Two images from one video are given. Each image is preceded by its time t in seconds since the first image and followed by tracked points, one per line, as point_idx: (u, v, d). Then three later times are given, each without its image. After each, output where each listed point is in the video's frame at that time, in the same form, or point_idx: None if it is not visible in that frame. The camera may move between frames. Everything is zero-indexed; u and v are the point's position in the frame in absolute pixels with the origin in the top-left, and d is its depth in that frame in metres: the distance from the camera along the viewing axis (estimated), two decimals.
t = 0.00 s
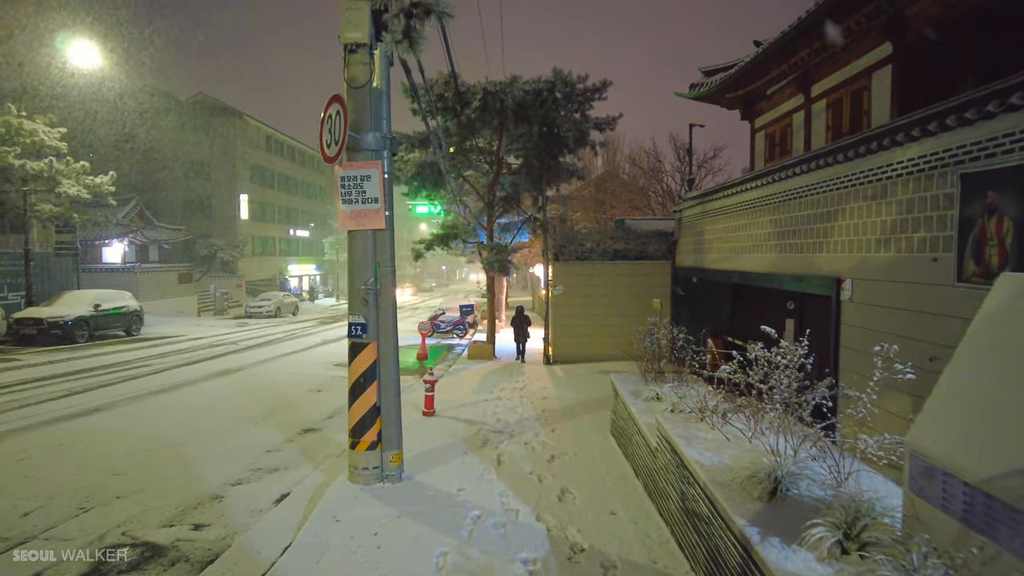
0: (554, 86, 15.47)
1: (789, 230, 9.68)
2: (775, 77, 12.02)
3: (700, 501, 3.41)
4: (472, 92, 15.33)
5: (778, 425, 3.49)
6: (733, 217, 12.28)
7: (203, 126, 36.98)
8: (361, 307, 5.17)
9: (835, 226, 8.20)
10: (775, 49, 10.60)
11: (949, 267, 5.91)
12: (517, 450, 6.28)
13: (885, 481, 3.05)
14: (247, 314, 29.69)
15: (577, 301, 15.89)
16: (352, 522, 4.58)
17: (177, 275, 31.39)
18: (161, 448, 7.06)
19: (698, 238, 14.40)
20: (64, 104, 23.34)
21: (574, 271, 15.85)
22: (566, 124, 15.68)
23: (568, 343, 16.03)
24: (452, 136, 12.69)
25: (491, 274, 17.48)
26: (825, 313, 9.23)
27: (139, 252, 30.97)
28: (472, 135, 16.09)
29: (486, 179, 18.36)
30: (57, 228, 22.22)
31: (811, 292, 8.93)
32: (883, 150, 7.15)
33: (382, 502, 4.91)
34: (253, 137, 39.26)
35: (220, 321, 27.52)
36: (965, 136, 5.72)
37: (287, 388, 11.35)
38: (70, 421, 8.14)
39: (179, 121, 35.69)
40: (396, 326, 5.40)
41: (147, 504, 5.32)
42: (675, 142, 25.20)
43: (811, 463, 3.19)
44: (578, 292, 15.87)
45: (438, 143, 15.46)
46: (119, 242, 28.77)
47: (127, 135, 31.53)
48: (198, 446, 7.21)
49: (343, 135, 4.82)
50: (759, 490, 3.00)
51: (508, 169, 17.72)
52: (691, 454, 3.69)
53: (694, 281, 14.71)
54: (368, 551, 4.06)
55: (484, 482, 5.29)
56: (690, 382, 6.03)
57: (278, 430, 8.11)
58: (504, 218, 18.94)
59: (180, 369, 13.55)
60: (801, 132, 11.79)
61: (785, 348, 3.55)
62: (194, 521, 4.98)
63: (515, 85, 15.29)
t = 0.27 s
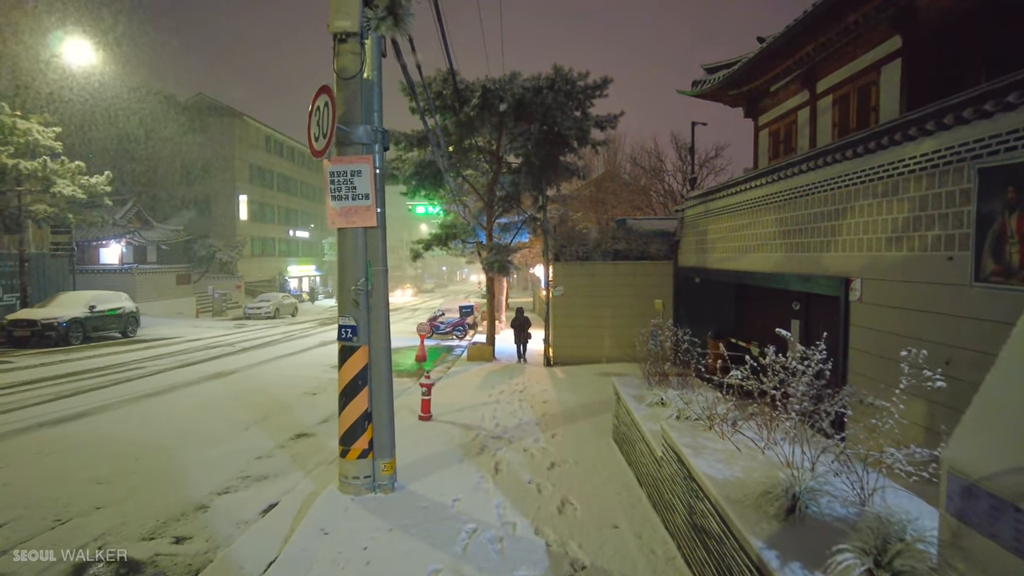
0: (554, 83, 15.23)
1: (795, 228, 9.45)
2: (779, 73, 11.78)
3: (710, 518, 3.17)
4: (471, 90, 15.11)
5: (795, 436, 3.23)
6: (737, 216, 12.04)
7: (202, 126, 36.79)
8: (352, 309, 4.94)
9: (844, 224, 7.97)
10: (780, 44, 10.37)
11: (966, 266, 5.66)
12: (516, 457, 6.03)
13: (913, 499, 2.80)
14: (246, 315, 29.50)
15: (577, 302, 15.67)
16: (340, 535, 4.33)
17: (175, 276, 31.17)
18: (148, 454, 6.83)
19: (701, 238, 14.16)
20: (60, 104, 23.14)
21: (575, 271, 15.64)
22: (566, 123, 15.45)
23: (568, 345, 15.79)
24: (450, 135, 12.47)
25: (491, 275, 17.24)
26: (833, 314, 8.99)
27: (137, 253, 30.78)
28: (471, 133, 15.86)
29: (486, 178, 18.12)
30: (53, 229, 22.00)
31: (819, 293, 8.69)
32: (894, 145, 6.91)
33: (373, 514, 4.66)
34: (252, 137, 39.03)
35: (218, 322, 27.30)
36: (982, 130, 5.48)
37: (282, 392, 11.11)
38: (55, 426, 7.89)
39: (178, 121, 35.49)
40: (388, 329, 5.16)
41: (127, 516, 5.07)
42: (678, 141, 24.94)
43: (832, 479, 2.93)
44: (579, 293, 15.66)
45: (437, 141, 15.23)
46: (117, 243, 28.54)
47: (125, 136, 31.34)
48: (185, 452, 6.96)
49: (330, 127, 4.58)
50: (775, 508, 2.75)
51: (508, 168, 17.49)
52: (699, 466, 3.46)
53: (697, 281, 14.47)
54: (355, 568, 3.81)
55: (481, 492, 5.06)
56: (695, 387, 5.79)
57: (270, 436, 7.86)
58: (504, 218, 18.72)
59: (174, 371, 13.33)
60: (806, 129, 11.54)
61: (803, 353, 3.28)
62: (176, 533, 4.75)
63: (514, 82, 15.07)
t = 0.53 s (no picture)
0: (555, 79, 14.97)
1: (803, 226, 9.20)
2: (786, 67, 11.51)
3: (727, 534, 2.92)
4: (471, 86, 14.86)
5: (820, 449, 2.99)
6: (742, 214, 11.78)
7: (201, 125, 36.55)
8: (343, 307, 4.68)
9: (856, 221, 7.71)
10: (787, 36, 10.11)
11: (988, 263, 5.40)
12: (516, 463, 5.77)
13: (953, 517, 2.54)
14: (244, 316, 29.25)
15: (579, 302, 15.42)
16: (330, 547, 4.07)
17: (173, 276, 30.92)
18: (135, 459, 6.59)
19: (705, 236, 13.92)
20: (56, 102, 22.90)
21: (576, 271, 15.40)
22: (567, 119, 15.15)
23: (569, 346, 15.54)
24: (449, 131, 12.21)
25: (491, 274, 16.99)
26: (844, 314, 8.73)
27: (134, 252, 30.51)
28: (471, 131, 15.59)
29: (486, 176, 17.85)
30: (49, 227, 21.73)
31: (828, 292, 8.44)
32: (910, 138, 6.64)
33: (366, 524, 4.41)
34: (251, 136, 38.75)
35: (216, 323, 27.05)
36: (1005, 120, 5.21)
37: (278, 393, 10.86)
38: (41, 429, 7.63)
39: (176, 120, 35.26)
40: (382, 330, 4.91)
41: (106, 527, 4.80)
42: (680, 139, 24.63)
43: (864, 494, 2.69)
44: (581, 293, 15.40)
45: (436, 138, 14.96)
46: (114, 243, 28.29)
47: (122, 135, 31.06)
48: (174, 457, 6.71)
49: (320, 117, 4.35)
50: (801, 525, 2.51)
51: (508, 167, 17.24)
52: (713, 476, 3.21)
53: (701, 281, 14.21)
54: None
55: (479, 501, 4.81)
56: (704, 390, 5.53)
57: (262, 440, 7.61)
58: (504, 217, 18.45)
59: (168, 372, 13.08)
60: (813, 124, 11.28)
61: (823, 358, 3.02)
62: (157, 545, 4.50)
63: (515, 78, 14.82)
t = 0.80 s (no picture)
0: (558, 75, 14.71)
1: (813, 224, 8.96)
2: (795, 62, 11.25)
3: (750, 555, 2.68)
4: (473, 82, 14.61)
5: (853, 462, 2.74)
6: (750, 212, 11.53)
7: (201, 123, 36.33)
8: (337, 307, 4.44)
9: (870, 219, 7.46)
10: (796, 30, 9.86)
11: (1013, 262, 5.15)
12: (518, 471, 5.53)
13: (1003, 543, 2.31)
14: (244, 315, 29.04)
15: (582, 301, 15.17)
16: (321, 561, 3.83)
17: (173, 276, 30.68)
18: (124, 464, 6.37)
19: (710, 235, 13.67)
20: (54, 99, 22.67)
21: (579, 270, 15.15)
22: (570, 115, 14.86)
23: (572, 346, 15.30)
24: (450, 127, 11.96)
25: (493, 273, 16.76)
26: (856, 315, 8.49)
27: (134, 251, 30.29)
28: (473, 128, 15.35)
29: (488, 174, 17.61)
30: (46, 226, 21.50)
31: (840, 292, 8.19)
32: (928, 133, 6.39)
33: (361, 536, 4.17)
34: (252, 135, 38.51)
35: (216, 322, 26.83)
36: None
37: (275, 395, 10.63)
38: (29, 432, 7.40)
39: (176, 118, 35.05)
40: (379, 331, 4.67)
41: (86, 538, 4.57)
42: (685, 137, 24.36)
43: (904, 516, 2.45)
44: (584, 292, 15.16)
45: (437, 135, 14.72)
46: (113, 241, 28.04)
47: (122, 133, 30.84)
48: (164, 462, 6.48)
49: (312, 107, 4.12)
50: (836, 550, 2.28)
51: (510, 164, 17.00)
52: (733, 490, 2.97)
53: (706, 280, 13.97)
54: None
55: (480, 511, 4.58)
56: (716, 395, 5.28)
57: (257, 443, 7.38)
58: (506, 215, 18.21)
59: (165, 373, 12.86)
60: (823, 121, 11.02)
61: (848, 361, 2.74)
62: (140, 558, 4.28)
63: (517, 74, 14.57)
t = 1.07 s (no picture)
0: (558, 73, 14.46)
1: (820, 224, 8.72)
2: (800, 59, 11.00)
3: None
4: (472, 80, 14.38)
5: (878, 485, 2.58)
6: (754, 213, 11.28)
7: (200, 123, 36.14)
8: (322, 310, 4.20)
9: (880, 218, 7.20)
10: (801, 25, 9.60)
11: None
12: (514, 481, 5.28)
13: None
14: (242, 317, 28.80)
15: (583, 303, 14.93)
16: None
17: (170, 277, 30.40)
18: (104, 473, 6.12)
19: (713, 237, 13.42)
20: (49, 98, 22.46)
21: (579, 271, 14.90)
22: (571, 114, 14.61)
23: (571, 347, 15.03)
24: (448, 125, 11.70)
25: (492, 275, 16.51)
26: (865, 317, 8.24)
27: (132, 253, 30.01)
28: (472, 127, 15.11)
29: (487, 174, 17.37)
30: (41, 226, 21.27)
31: (848, 295, 7.94)
32: (941, 128, 6.13)
33: (345, 552, 3.92)
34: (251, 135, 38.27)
35: (213, 324, 26.59)
36: None
37: (268, 399, 10.38)
38: (10, 439, 7.16)
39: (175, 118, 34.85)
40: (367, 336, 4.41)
41: (58, 556, 4.33)
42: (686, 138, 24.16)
43: (943, 549, 2.23)
44: (585, 293, 14.92)
45: (436, 135, 14.48)
46: (110, 242, 27.80)
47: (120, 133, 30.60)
48: (147, 471, 6.24)
49: (293, 97, 3.88)
50: None
51: (510, 164, 16.75)
52: (741, 509, 2.73)
53: (709, 282, 13.74)
54: None
55: (474, 526, 4.33)
56: (723, 403, 5.01)
57: (245, 450, 7.14)
58: (506, 216, 17.97)
59: (158, 376, 12.61)
60: (828, 119, 10.77)
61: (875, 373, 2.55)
62: None
63: (517, 72, 14.35)
